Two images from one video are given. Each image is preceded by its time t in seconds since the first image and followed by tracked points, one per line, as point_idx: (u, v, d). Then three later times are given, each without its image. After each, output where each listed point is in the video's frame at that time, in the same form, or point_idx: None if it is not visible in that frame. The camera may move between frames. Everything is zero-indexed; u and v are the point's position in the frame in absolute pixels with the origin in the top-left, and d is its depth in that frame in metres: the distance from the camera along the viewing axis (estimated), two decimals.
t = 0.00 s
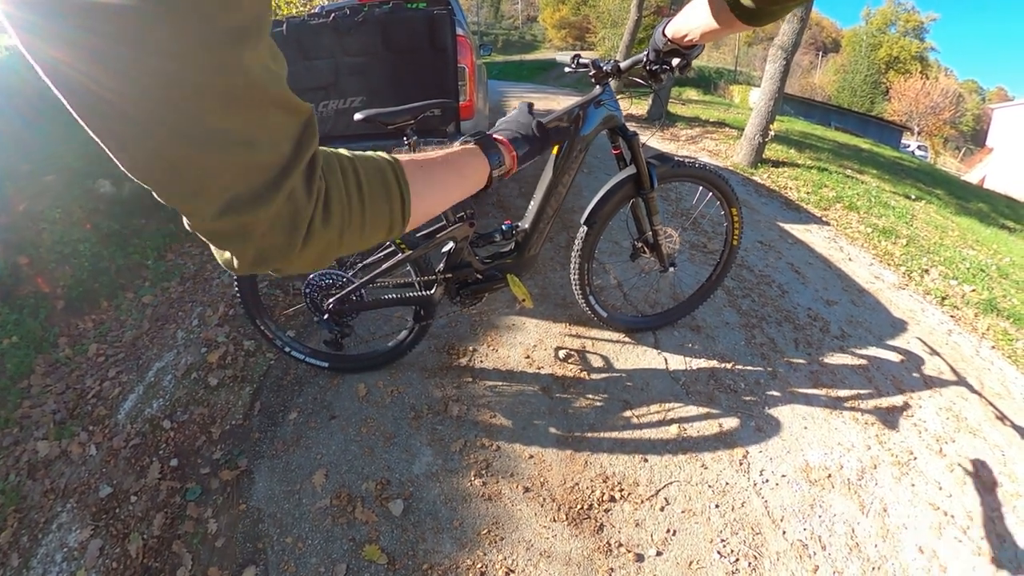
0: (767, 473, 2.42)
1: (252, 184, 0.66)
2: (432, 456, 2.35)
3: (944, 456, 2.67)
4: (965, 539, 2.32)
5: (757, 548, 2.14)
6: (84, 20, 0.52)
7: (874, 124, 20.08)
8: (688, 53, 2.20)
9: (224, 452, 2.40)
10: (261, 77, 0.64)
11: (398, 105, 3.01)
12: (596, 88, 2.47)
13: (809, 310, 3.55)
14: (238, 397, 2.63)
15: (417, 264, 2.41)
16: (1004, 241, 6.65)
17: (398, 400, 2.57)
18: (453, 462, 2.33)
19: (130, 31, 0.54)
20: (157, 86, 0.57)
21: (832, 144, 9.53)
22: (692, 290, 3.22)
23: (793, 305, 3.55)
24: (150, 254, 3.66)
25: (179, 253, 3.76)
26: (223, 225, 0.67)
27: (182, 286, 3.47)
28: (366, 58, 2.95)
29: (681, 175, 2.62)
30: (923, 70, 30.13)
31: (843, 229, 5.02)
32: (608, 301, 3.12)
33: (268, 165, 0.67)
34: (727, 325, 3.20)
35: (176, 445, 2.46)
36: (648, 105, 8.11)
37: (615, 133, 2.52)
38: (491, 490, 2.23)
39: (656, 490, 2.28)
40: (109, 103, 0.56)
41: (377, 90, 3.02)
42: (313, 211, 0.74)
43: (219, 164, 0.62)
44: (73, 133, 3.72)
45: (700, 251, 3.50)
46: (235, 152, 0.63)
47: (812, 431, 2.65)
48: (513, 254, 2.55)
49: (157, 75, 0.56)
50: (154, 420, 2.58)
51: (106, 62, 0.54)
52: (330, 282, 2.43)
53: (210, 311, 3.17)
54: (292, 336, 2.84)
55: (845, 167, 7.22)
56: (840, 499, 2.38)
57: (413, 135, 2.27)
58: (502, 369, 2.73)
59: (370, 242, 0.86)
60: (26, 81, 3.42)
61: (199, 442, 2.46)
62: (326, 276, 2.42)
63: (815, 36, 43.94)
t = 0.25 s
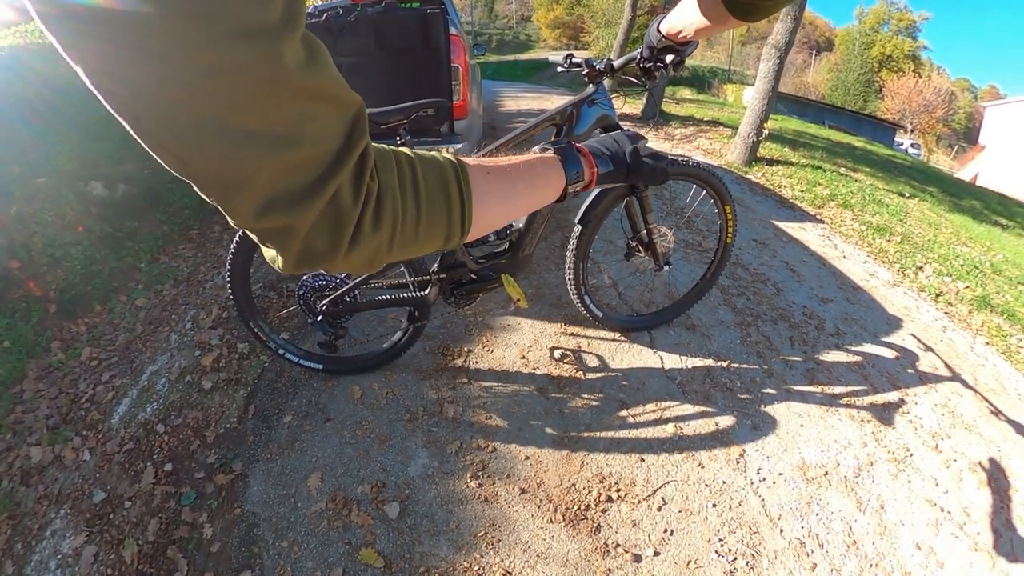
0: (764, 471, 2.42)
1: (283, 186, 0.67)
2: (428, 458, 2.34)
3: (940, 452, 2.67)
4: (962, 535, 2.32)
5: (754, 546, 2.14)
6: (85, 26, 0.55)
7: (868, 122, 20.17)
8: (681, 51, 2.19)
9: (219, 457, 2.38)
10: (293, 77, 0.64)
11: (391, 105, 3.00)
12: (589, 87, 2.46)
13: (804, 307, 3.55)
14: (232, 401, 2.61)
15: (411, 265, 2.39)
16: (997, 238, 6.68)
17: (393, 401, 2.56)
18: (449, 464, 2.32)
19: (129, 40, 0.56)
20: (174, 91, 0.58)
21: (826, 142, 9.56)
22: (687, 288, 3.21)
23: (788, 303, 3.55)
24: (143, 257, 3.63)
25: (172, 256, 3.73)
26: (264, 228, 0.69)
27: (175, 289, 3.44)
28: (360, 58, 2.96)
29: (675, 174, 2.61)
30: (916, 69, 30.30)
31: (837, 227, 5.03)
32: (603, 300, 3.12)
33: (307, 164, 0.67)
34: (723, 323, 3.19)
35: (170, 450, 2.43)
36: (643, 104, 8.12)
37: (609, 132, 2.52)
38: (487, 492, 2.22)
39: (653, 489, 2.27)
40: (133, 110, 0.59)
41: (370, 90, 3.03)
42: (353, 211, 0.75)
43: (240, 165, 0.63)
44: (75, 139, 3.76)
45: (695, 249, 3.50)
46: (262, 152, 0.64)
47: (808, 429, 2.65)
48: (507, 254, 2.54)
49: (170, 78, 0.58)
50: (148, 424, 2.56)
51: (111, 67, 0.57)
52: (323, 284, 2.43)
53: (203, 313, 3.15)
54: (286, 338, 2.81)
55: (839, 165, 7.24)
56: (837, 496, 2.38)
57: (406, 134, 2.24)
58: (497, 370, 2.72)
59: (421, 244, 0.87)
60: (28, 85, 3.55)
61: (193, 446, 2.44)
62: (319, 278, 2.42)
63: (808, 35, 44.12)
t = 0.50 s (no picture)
0: (761, 466, 2.43)
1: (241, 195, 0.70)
2: (426, 457, 2.34)
3: (934, 445, 2.69)
4: (957, 527, 2.34)
5: (752, 540, 2.14)
6: (77, 23, 0.57)
7: (860, 118, 20.25)
8: (678, 48, 2.19)
9: (216, 459, 2.37)
10: (253, 97, 0.68)
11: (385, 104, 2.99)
12: (584, 84, 2.46)
13: (799, 303, 3.56)
14: (229, 402, 2.60)
15: (406, 264, 2.40)
16: (990, 233, 6.72)
17: (390, 401, 2.55)
18: (447, 463, 2.32)
19: (124, 47, 0.59)
20: (153, 101, 0.61)
21: (819, 138, 9.59)
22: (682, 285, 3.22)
23: (783, 298, 3.56)
24: (136, 259, 3.61)
25: (166, 257, 3.70)
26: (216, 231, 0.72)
27: (169, 292, 3.42)
28: (354, 57, 2.92)
29: (671, 171, 2.62)
30: (908, 64, 30.39)
31: (831, 222, 5.05)
32: (599, 297, 3.12)
33: (254, 182, 0.71)
34: (718, 319, 3.20)
35: (167, 453, 2.42)
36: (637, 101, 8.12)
37: (604, 129, 2.51)
38: (485, 490, 2.22)
39: (651, 485, 2.28)
40: (107, 112, 0.61)
41: (364, 88, 2.98)
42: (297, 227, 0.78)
43: (203, 177, 0.67)
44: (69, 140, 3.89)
45: (690, 246, 3.51)
46: (223, 177, 0.68)
47: (804, 423, 2.67)
48: (503, 252, 2.53)
49: (155, 87, 0.61)
50: (144, 427, 2.54)
51: (108, 66, 0.59)
52: (318, 284, 2.42)
53: (198, 315, 3.14)
54: (282, 339, 2.81)
55: (832, 161, 7.27)
56: (833, 490, 2.40)
57: (401, 133, 2.26)
58: (494, 368, 2.72)
59: (362, 262, 0.88)
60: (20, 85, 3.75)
61: (190, 449, 2.43)
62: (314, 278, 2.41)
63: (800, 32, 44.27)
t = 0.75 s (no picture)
0: (757, 457, 2.44)
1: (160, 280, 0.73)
2: (425, 452, 2.34)
3: (928, 437, 2.72)
4: (951, 518, 2.38)
5: (749, 531, 2.16)
6: (67, 23, 0.59)
7: (855, 112, 20.31)
8: (673, 42, 2.22)
9: (214, 457, 2.37)
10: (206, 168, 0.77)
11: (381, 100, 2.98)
12: (580, 78, 2.45)
13: (794, 296, 3.58)
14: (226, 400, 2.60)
15: (402, 259, 2.40)
16: (984, 228, 6.76)
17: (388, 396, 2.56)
18: (446, 457, 2.32)
19: (119, 45, 0.62)
20: (142, 114, 0.65)
21: (814, 132, 9.61)
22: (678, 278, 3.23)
23: (779, 291, 3.58)
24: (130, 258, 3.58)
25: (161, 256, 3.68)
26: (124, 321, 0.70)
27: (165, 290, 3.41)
28: (347, 51, 2.89)
29: (666, 164, 2.62)
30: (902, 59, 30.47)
31: (826, 216, 5.07)
32: (596, 291, 3.12)
33: (183, 257, 0.74)
34: (714, 312, 3.21)
35: (165, 452, 2.42)
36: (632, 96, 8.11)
37: (600, 123, 2.51)
38: (484, 484, 2.23)
39: (649, 478, 2.29)
40: (99, 112, 0.62)
41: (359, 83, 2.95)
42: (203, 327, 0.80)
43: (152, 218, 0.69)
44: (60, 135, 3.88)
45: (685, 239, 3.52)
46: (170, 218, 0.71)
47: (800, 415, 2.68)
48: (500, 246, 2.53)
49: (145, 105, 0.66)
50: (142, 426, 2.54)
51: (96, 67, 0.61)
52: (315, 280, 2.38)
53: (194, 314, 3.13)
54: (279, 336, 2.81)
55: (827, 155, 7.28)
56: (829, 481, 2.42)
57: (397, 128, 2.26)
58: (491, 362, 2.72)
59: (255, 393, 0.92)
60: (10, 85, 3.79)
61: (189, 447, 2.43)
62: (311, 274, 2.37)
63: (795, 26, 44.30)
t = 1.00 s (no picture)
0: (754, 447, 2.46)
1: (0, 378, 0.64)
2: (425, 440, 2.36)
3: (925, 429, 2.74)
4: (945, 509, 2.40)
5: (746, 519, 2.19)
6: None
7: (857, 105, 20.23)
8: (668, 25, 2.24)
9: (216, 446, 2.39)
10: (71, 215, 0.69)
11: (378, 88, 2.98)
12: (577, 68, 2.45)
13: (793, 288, 3.59)
14: (228, 389, 2.62)
15: (403, 247, 2.40)
16: (984, 223, 6.76)
17: (389, 384, 2.58)
18: (446, 445, 2.34)
19: None
20: None
21: (816, 125, 9.58)
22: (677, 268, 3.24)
23: (778, 283, 3.59)
24: (130, 249, 3.59)
25: (161, 247, 3.68)
26: None
27: (165, 281, 3.42)
28: (347, 42, 2.88)
29: (661, 153, 2.60)
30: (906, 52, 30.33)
31: (827, 209, 5.07)
32: (595, 281, 3.12)
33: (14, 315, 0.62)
34: (713, 303, 3.22)
35: (168, 441, 2.43)
36: (633, 86, 8.07)
37: (596, 112, 2.50)
38: (484, 471, 2.25)
39: (647, 465, 2.31)
40: None
41: (358, 74, 2.95)
42: (32, 446, 0.64)
43: None
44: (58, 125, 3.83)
45: (685, 231, 3.52)
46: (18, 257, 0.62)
47: (797, 406, 2.70)
48: (499, 234, 2.55)
49: None
50: (145, 416, 2.55)
51: None
52: (316, 268, 2.39)
53: (194, 305, 3.15)
54: (280, 325, 2.83)
55: (828, 148, 7.27)
56: (825, 472, 2.44)
57: (397, 117, 2.25)
58: (491, 351, 2.74)
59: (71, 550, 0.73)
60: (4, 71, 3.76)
61: (191, 436, 2.45)
62: (312, 262, 2.38)
63: (798, 19, 44.01)
